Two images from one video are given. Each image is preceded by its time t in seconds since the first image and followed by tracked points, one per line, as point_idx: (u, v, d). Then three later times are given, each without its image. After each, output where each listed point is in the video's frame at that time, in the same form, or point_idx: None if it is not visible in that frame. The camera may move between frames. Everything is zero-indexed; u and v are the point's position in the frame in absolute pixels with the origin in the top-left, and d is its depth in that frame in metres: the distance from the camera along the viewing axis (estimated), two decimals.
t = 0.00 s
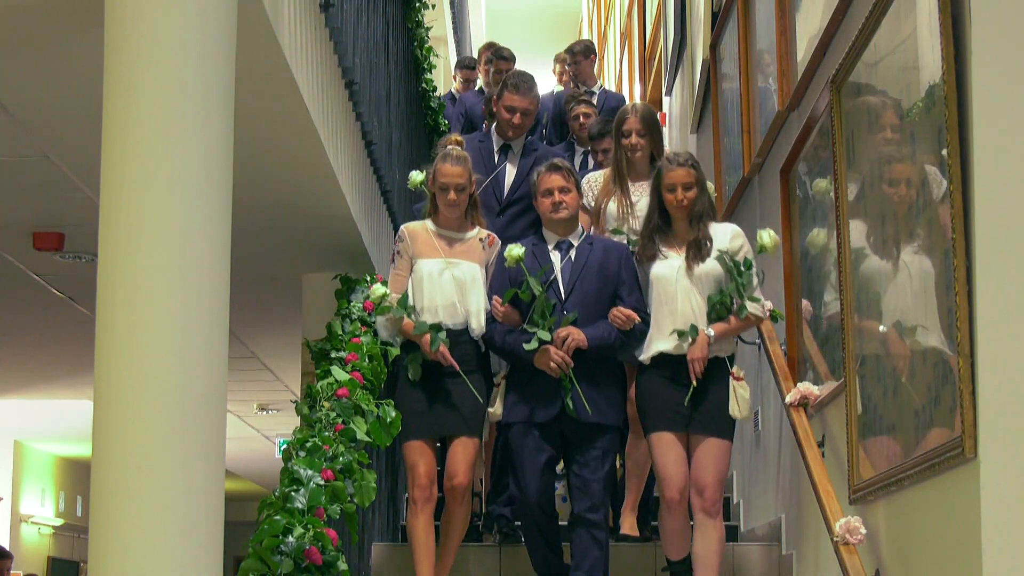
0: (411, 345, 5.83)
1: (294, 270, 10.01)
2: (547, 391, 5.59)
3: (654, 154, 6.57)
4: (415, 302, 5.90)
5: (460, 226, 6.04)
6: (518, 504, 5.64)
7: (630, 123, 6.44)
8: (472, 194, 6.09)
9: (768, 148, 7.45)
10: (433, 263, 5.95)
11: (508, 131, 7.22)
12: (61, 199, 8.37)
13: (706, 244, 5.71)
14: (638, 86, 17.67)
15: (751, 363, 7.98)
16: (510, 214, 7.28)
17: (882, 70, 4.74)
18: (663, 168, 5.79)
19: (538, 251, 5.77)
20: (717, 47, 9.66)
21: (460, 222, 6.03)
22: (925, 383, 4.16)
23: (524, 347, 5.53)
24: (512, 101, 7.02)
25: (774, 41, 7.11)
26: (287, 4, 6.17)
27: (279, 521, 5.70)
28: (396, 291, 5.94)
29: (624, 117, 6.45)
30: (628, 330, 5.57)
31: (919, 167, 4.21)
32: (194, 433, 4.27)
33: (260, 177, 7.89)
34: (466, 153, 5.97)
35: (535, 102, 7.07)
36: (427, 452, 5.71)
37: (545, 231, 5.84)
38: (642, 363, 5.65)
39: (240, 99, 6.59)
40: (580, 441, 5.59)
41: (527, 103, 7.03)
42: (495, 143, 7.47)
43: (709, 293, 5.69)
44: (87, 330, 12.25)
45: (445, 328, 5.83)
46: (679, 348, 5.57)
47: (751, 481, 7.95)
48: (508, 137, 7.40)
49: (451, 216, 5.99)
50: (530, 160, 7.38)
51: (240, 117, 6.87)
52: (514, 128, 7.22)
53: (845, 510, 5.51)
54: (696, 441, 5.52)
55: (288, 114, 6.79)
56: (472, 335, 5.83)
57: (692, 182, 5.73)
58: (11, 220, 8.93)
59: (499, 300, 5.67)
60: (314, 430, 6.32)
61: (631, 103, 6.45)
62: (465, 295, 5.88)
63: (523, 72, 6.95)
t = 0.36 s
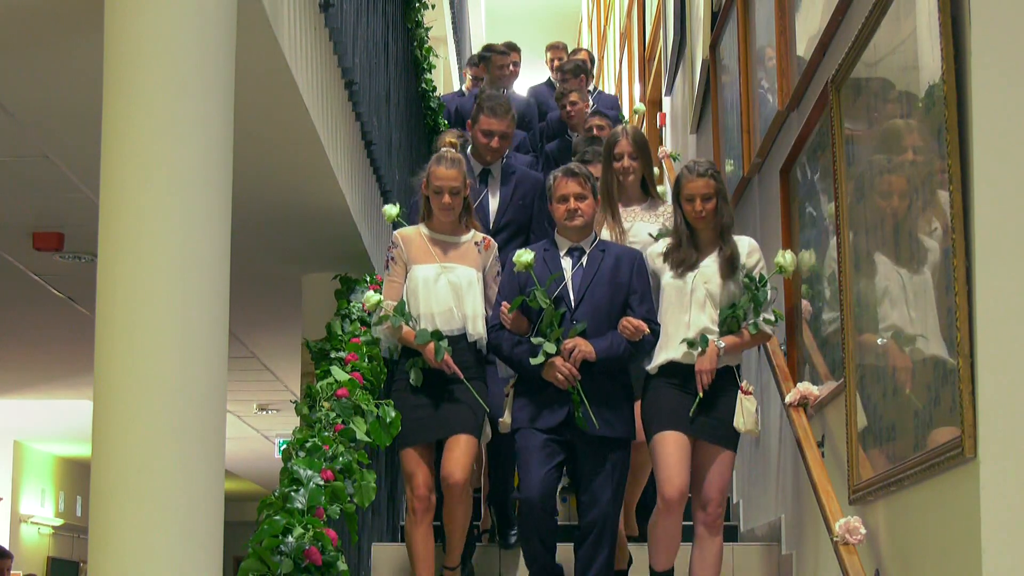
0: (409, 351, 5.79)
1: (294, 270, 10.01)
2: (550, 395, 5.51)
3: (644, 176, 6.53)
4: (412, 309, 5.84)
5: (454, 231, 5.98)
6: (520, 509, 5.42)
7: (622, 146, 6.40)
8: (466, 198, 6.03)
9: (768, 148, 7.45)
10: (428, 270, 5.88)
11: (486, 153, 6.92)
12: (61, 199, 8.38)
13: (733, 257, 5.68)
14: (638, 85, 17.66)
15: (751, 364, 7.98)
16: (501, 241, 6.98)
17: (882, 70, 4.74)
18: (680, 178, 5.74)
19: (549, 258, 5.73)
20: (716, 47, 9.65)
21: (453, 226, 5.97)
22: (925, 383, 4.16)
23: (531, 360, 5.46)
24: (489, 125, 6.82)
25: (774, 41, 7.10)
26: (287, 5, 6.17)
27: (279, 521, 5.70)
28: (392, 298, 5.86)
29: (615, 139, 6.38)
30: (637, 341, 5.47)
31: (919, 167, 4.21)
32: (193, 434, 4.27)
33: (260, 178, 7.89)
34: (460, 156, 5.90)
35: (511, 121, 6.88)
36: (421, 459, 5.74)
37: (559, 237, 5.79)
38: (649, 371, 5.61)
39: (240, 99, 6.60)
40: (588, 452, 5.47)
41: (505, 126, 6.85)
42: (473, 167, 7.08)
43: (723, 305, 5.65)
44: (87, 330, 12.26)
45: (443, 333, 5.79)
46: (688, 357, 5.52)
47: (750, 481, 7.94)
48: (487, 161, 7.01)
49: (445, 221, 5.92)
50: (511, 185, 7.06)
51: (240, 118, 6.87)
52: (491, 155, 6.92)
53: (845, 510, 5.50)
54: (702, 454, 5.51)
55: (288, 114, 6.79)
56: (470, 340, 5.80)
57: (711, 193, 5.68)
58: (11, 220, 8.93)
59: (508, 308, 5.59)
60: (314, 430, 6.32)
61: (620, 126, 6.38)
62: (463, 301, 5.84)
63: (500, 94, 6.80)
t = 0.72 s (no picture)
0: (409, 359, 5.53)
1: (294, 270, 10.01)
2: (550, 406, 5.25)
3: (638, 167, 6.35)
4: (411, 319, 5.61)
5: (459, 240, 5.75)
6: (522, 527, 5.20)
7: (618, 132, 6.22)
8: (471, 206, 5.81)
9: (768, 149, 7.45)
10: (429, 278, 5.64)
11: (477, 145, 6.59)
12: (61, 199, 8.38)
13: (727, 260, 5.44)
14: (638, 86, 17.67)
15: (751, 366, 7.97)
16: (495, 237, 6.71)
17: (882, 71, 4.73)
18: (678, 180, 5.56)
19: (544, 266, 5.43)
20: (717, 47, 9.65)
21: (458, 235, 5.74)
22: (926, 383, 4.16)
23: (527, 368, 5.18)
24: (480, 115, 6.51)
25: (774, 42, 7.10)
26: (287, 5, 6.17)
27: (278, 522, 5.71)
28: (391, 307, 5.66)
29: (610, 126, 6.21)
30: (634, 347, 5.20)
31: (919, 167, 4.20)
32: (193, 434, 4.27)
33: (260, 178, 7.89)
34: (464, 165, 5.70)
35: (502, 109, 6.57)
36: (421, 469, 5.48)
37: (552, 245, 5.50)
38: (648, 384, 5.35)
39: (240, 99, 6.60)
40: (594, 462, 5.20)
41: (495, 112, 6.53)
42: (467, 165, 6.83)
43: (722, 312, 5.41)
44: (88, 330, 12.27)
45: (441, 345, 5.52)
46: (688, 367, 5.27)
47: (750, 481, 7.94)
48: (479, 158, 6.75)
49: (448, 230, 5.70)
50: (506, 181, 6.75)
51: (240, 118, 6.87)
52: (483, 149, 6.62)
53: (846, 510, 5.50)
54: (707, 465, 5.26)
55: (288, 114, 6.79)
56: (469, 353, 5.51)
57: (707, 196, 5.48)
58: (12, 220, 8.94)
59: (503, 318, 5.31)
60: (314, 430, 6.32)
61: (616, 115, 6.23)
62: (463, 312, 5.57)
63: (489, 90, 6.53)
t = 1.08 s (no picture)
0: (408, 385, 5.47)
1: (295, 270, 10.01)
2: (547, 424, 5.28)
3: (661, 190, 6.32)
4: (413, 342, 5.56)
5: (463, 264, 5.73)
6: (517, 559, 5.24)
7: (641, 152, 6.26)
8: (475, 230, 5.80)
9: (768, 149, 7.45)
10: (433, 302, 5.62)
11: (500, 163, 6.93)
12: (61, 199, 8.38)
13: (713, 284, 5.42)
14: (638, 85, 17.67)
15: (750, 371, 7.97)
16: (502, 262, 6.99)
17: (882, 71, 4.73)
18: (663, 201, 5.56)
19: (531, 293, 5.45)
20: (716, 47, 9.65)
21: (462, 260, 5.73)
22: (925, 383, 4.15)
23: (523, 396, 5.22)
24: (502, 134, 6.85)
25: (774, 42, 7.10)
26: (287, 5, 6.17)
27: (279, 521, 5.71)
28: (393, 329, 5.62)
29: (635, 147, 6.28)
30: (630, 372, 5.23)
31: (919, 169, 4.20)
32: (193, 434, 4.27)
33: (260, 178, 7.89)
34: (470, 187, 5.69)
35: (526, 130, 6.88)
36: (423, 495, 5.35)
37: (539, 273, 5.52)
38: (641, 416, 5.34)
39: (240, 99, 6.59)
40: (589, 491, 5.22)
41: (517, 131, 6.85)
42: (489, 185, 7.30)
43: (710, 337, 5.35)
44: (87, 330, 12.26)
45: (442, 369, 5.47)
46: (676, 396, 5.24)
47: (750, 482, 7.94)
48: (500, 179, 7.24)
49: (454, 253, 5.68)
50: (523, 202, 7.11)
51: (239, 118, 6.87)
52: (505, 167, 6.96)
53: (846, 510, 5.50)
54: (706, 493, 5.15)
55: (288, 114, 6.79)
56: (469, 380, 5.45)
57: (692, 214, 5.48)
58: (12, 220, 8.94)
59: (495, 348, 5.31)
60: (315, 430, 6.33)
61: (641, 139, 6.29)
62: (465, 336, 5.53)
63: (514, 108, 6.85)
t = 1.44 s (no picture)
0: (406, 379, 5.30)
1: (295, 270, 10.01)
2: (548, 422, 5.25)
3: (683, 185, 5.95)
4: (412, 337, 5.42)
5: (463, 256, 5.57)
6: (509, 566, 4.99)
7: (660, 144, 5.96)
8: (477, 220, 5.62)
9: (768, 149, 7.46)
10: (433, 295, 5.46)
11: (518, 165, 6.77)
12: (61, 198, 8.38)
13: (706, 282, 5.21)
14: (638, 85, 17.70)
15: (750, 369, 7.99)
16: (513, 257, 6.71)
17: (882, 71, 4.74)
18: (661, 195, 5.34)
19: (530, 291, 5.18)
20: (716, 47, 9.66)
21: (463, 252, 5.56)
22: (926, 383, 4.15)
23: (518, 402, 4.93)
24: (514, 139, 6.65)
25: (774, 42, 7.12)
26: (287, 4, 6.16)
27: (279, 521, 5.72)
28: (391, 322, 5.44)
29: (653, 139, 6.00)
30: (632, 375, 4.94)
31: (919, 168, 4.20)
32: (193, 434, 4.26)
33: (259, 177, 7.88)
34: (470, 176, 5.51)
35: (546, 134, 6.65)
36: (423, 490, 5.17)
37: (540, 272, 5.24)
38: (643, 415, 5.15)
39: (239, 98, 6.59)
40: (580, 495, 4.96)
41: (539, 135, 6.61)
42: (502, 176, 6.92)
43: (710, 336, 5.18)
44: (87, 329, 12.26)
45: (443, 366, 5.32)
46: (680, 396, 5.06)
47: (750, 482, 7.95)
48: (516, 171, 6.84)
49: (454, 244, 5.51)
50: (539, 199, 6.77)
51: (239, 117, 6.87)
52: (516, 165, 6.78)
53: (846, 509, 5.50)
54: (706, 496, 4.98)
55: (287, 113, 6.78)
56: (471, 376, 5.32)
57: (688, 207, 5.26)
58: (12, 220, 8.94)
59: (492, 348, 5.08)
60: (314, 429, 6.31)
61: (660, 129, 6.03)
62: (466, 331, 5.39)
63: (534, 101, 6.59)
